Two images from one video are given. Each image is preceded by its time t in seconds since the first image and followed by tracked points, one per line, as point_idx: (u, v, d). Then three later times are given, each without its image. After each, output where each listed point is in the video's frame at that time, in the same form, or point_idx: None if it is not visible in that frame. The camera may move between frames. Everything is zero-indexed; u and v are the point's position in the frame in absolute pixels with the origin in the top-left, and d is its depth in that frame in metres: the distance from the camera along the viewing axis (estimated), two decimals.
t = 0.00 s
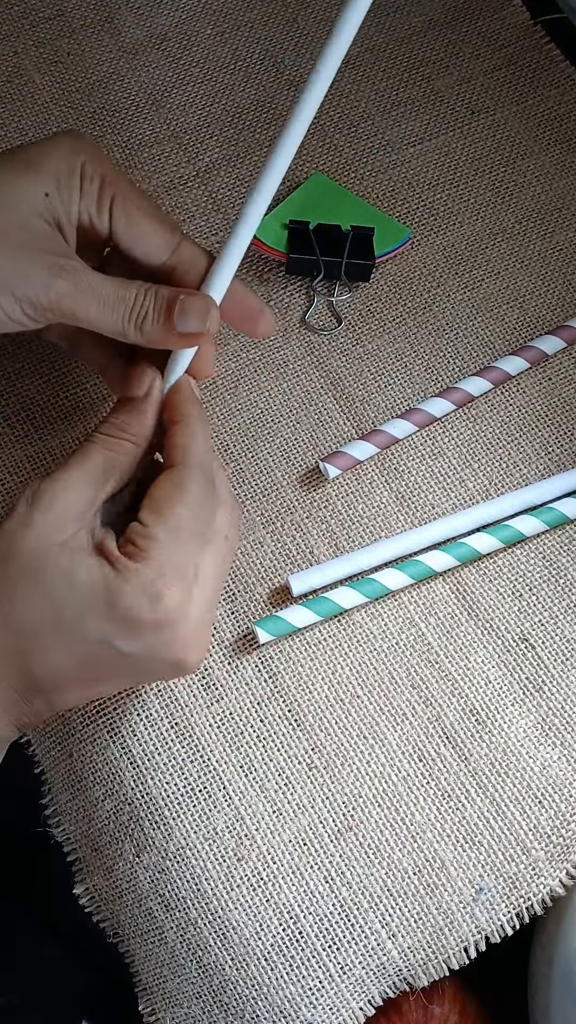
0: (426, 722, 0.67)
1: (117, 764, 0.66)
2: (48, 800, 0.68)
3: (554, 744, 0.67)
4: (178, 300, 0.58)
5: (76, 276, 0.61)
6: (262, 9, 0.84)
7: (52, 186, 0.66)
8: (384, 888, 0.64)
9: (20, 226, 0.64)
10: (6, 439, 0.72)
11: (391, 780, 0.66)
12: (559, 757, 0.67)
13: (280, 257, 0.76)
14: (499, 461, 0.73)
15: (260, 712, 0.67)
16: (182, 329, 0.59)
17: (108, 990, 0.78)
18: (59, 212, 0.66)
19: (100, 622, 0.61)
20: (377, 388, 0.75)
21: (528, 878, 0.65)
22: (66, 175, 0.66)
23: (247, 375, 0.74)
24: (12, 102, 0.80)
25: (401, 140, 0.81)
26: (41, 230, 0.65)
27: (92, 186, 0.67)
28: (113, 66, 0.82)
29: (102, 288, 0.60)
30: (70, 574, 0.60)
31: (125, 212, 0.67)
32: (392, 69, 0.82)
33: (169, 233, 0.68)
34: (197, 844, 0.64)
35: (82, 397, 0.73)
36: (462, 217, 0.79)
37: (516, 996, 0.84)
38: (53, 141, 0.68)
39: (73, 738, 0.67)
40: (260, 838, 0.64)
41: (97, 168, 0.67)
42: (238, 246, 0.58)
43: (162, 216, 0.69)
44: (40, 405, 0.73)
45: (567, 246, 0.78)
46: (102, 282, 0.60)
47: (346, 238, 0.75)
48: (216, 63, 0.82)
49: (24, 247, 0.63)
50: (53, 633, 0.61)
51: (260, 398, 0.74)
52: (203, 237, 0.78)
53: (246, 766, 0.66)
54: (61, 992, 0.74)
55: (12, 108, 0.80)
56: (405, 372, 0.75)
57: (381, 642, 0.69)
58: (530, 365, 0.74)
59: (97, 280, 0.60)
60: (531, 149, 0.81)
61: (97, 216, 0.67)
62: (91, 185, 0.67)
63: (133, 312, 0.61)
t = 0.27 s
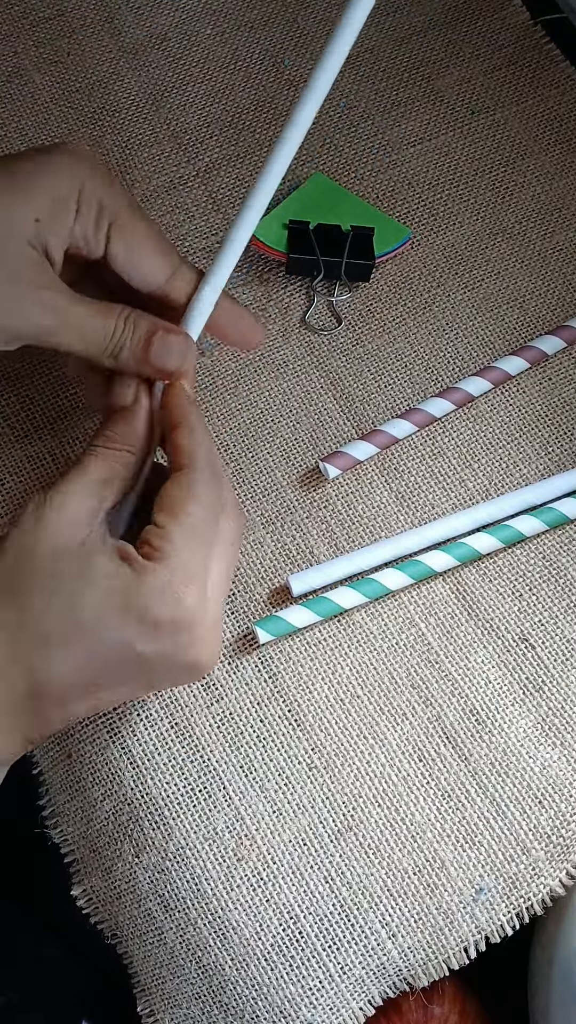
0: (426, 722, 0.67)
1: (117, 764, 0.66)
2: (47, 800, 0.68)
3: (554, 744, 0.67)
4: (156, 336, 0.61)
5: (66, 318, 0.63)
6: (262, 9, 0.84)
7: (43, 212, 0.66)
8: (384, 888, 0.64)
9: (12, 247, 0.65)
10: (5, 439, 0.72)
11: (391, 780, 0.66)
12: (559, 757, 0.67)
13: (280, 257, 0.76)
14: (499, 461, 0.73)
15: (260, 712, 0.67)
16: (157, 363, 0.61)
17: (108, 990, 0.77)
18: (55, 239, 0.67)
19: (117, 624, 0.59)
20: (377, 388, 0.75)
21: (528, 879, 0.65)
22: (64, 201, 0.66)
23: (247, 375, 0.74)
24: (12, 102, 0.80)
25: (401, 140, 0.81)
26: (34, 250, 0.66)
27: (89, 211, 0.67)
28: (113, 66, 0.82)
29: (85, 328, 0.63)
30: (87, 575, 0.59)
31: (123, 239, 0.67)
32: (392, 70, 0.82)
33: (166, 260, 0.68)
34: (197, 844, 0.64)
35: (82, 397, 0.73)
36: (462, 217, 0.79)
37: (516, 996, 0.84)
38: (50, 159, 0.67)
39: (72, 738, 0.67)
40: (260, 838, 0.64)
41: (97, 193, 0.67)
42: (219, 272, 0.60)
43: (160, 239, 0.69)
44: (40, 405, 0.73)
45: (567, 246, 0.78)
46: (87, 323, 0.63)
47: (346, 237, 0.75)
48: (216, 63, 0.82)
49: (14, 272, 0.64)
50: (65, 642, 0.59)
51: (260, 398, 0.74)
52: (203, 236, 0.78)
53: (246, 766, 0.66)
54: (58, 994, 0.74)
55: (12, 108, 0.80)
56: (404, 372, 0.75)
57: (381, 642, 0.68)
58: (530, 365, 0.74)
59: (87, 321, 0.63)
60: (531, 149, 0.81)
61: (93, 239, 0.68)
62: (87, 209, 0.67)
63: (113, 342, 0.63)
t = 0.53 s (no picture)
0: (426, 722, 0.67)
1: (117, 764, 0.66)
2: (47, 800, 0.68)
3: (554, 744, 0.67)
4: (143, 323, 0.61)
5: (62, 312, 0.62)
6: (262, 9, 0.84)
7: (44, 206, 0.64)
8: (385, 888, 0.64)
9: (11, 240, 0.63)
10: (5, 439, 0.71)
11: (391, 780, 0.66)
12: (559, 757, 0.67)
13: (280, 257, 0.76)
14: (499, 461, 0.73)
15: (260, 712, 0.67)
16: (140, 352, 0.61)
17: (108, 990, 0.78)
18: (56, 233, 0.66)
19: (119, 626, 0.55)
20: (377, 388, 0.75)
21: (528, 879, 0.65)
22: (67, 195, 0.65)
23: (247, 375, 0.74)
24: (12, 102, 0.80)
25: (401, 140, 0.81)
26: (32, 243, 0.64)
27: (92, 207, 0.66)
28: (113, 67, 0.82)
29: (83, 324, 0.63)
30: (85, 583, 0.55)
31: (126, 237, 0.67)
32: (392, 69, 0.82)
33: (166, 260, 0.69)
34: (197, 844, 0.64)
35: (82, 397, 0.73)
36: (462, 217, 0.79)
37: (516, 996, 0.84)
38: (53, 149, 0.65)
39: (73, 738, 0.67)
40: (260, 838, 0.64)
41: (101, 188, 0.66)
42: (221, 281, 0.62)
43: (160, 238, 0.69)
44: (40, 406, 0.73)
45: (567, 246, 0.78)
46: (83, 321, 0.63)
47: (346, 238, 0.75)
48: (216, 63, 0.82)
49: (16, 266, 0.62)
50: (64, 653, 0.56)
51: (260, 399, 0.74)
52: (203, 237, 0.78)
53: (246, 767, 0.66)
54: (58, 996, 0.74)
55: (12, 108, 0.80)
56: (404, 372, 0.75)
57: (381, 642, 0.69)
58: (530, 365, 0.74)
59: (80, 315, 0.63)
60: (531, 149, 0.81)
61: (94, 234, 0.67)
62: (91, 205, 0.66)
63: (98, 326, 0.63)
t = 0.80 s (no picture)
0: (426, 722, 0.67)
1: (117, 765, 0.65)
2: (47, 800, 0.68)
3: (554, 744, 0.67)
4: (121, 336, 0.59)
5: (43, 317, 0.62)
6: (262, 9, 0.84)
7: (21, 201, 0.66)
8: (385, 888, 0.64)
9: None
10: (5, 439, 0.71)
11: (391, 780, 0.66)
12: (559, 757, 0.67)
13: (280, 257, 0.76)
14: (499, 461, 0.73)
15: (260, 712, 0.67)
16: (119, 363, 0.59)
17: (109, 991, 0.77)
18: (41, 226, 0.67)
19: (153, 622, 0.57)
20: (377, 388, 0.75)
21: (528, 879, 0.65)
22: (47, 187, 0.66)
23: (247, 375, 0.74)
24: (12, 102, 0.80)
25: (401, 140, 0.81)
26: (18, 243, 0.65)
27: (76, 195, 0.67)
28: (113, 66, 0.82)
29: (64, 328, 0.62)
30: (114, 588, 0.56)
31: (111, 222, 0.68)
32: (392, 70, 0.82)
33: (155, 244, 0.69)
34: (197, 844, 0.64)
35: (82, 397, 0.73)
36: (462, 217, 0.79)
37: (516, 996, 0.84)
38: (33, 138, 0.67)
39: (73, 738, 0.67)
40: (260, 838, 0.64)
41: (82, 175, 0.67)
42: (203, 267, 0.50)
43: (147, 221, 0.69)
44: (40, 406, 0.73)
45: (567, 246, 0.78)
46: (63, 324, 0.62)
47: (346, 237, 0.75)
48: (216, 63, 0.83)
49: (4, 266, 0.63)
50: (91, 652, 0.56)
51: (260, 399, 0.74)
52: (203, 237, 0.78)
53: (246, 767, 0.66)
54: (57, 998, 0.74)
55: (12, 108, 0.80)
56: (404, 372, 0.75)
57: (380, 642, 0.69)
58: (530, 365, 0.74)
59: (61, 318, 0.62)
60: (531, 149, 0.81)
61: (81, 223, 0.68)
62: (74, 193, 0.67)
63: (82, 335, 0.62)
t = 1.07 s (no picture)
0: (426, 722, 0.67)
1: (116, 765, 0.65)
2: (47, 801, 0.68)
3: (554, 744, 0.67)
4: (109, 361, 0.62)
5: (22, 340, 0.65)
6: (262, 9, 0.84)
7: (6, 237, 0.67)
8: (385, 888, 0.64)
9: None
10: (5, 439, 0.71)
11: (391, 780, 0.66)
12: (559, 757, 0.67)
13: (280, 257, 0.76)
14: (499, 461, 0.73)
15: (260, 712, 0.67)
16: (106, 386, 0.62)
17: (109, 991, 0.78)
18: (26, 262, 0.68)
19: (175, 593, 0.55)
20: (377, 388, 0.75)
21: (528, 879, 0.65)
22: (32, 224, 0.67)
23: (247, 375, 0.74)
24: (12, 102, 0.80)
25: (401, 140, 0.81)
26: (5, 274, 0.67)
27: (62, 233, 0.68)
28: (113, 66, 0.82)
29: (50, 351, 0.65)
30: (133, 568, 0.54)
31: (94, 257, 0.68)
32: (392, 69, 0.82)
33: (140, 287, 0.70)
34: (197, 844, 0.64)
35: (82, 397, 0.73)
36: (462, 217, 0.79)
37: (516, 996, 0.84)
38: (22, 175, 0.68)
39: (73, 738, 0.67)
40: (260, 838, 0.64)
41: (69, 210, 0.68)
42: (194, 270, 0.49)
43: (131, 259, 0.69)
44: (40, 406, 0.73)
45: (567, 246, 0.78)
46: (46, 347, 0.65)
47: (346, 237, 0.75)
48: (216, 63, 0.82)
49: None
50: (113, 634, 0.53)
51: (260, 399, 0.74)
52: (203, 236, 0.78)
53: (246, 766, 0.65)
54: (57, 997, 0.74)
55: (12, 108, 0.80)
56: (404, 372, 0.75)
57: (381, 642, 0.69)
58: (530, 365, 0.74)
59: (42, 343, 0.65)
60: (531, 149, 0.81)
61: (66, 259, 0.69)
62: (59, 233, 0.68)
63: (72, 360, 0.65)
